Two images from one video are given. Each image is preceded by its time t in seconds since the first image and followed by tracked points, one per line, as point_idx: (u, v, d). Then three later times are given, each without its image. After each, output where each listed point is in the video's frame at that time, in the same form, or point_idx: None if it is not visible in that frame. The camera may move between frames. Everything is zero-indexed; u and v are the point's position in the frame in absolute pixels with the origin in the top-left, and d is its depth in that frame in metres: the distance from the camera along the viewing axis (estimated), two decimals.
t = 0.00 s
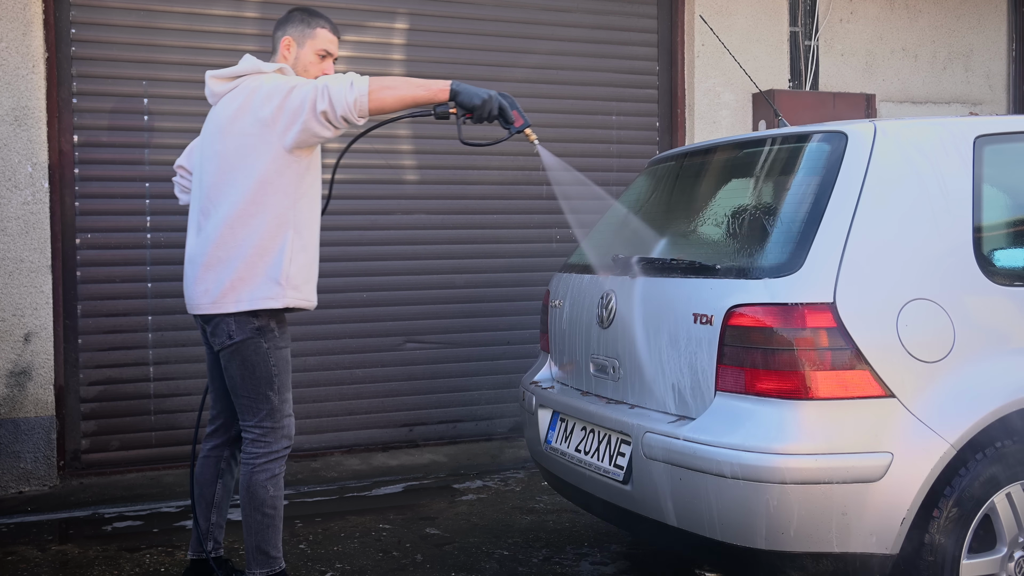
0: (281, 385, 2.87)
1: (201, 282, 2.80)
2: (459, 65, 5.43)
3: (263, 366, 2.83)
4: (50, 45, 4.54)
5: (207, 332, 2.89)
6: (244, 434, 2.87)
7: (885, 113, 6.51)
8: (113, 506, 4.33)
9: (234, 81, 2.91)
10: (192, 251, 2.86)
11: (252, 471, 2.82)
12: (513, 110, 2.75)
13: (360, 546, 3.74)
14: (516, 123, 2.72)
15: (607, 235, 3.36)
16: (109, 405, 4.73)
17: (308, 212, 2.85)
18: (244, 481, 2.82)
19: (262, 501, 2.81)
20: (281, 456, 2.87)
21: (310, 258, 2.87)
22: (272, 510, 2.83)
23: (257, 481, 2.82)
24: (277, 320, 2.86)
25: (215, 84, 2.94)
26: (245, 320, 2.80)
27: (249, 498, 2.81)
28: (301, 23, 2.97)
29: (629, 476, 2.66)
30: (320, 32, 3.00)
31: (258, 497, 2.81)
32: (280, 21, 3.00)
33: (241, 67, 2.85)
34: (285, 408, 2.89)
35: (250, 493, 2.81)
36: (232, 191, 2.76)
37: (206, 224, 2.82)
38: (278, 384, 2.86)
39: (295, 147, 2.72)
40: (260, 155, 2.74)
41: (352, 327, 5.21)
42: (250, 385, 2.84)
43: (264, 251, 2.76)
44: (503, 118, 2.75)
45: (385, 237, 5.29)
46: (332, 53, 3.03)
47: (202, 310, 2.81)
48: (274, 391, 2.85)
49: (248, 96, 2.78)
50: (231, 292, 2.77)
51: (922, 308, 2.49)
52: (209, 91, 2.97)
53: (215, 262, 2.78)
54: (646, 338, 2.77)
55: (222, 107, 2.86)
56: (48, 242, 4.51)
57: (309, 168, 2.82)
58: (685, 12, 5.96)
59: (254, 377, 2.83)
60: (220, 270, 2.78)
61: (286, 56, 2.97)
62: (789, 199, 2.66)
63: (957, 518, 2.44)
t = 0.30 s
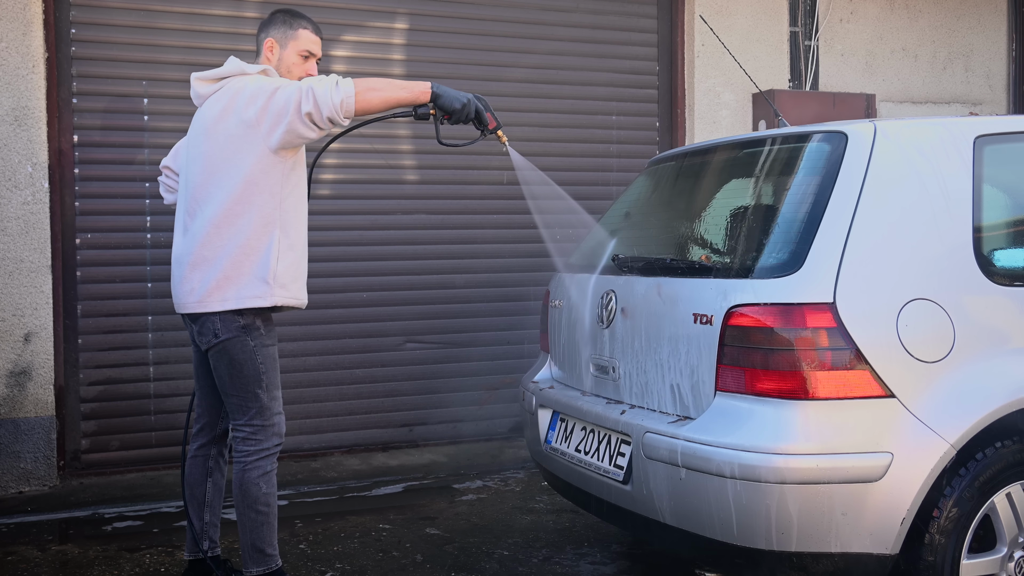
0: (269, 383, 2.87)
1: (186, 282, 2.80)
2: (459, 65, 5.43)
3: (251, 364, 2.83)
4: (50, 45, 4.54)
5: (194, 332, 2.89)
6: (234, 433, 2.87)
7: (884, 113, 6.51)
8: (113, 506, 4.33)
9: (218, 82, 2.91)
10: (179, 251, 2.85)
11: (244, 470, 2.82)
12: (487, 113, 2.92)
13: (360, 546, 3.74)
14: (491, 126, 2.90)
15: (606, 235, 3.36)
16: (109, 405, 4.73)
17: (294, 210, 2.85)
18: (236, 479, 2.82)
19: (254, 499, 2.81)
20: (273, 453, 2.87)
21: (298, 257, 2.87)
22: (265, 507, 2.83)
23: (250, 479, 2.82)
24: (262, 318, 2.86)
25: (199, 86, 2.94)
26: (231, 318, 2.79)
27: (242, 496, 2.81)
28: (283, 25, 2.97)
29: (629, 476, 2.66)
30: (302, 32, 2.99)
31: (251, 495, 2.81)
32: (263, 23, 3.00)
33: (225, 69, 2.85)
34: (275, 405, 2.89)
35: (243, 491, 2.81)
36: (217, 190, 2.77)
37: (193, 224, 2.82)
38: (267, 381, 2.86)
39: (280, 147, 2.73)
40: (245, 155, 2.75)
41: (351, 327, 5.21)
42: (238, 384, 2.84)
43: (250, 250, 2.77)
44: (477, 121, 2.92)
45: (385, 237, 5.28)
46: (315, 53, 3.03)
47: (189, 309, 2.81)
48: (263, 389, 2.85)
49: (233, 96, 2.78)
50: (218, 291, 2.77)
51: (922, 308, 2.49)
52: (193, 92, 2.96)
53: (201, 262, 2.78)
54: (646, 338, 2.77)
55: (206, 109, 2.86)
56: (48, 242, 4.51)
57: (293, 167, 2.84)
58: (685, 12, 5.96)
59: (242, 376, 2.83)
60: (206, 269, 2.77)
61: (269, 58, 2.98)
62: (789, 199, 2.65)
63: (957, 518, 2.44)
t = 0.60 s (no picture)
0: (274, 384, 2.87)
1: (195, 281, 2.81)
2: (459, 65, 5.43)
3: (256, 366, 2.83)
4: (50, 46, 4.54)
5: (200, 332, 2.89)
6: (238, 434, 2.87)
7: (884, 113, 6.51)
8: (113, 506, 4.33)
9: (226, 81, 2.90)
10: (186, 250, 2.86)
11: (246, 471, 2.82)
12: (506, 111, 2.82)
13: (360, 546, 3.74)
14: (509, 123, 2.79)
15: (606, 235, 3.36)
16: (109, 405, 4.73)
17: (301, 211, 2.85)
18: (239, 481, 2.82)
19: (257, 501, 2.81)
20: (275, 455, 2.86)
21: (305, 257, 2.87)
22: (267, 509, 2.83)
23: (252, 480, 2.81)
24: (269, 319, 2.86)
25: (206, 85, 2.94)
26: (238, 319, 2.80)
27: (244, 497, 2.81)
28: (290, 25, 2.97)
29: (629, 476, 2.66)
30: (310, 32, 3.00)
31: (253, 496, 2.81)
32: (270, 23, 3.01)
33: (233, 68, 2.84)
34: (279, 407, 2.89)
35: (245, 493, 2.81)
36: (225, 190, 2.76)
37: (200, 223, 2.81)
38: (272, 383, 2.86)
39: (289, 147, 2.73)
40: (254, 155, 2.74)
41: (352, 326, 5.21)
42: (243, 385, 2.84)
43: (258, 251, 2.77)
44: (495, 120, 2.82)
45: (385, 237, 5.28)
46: (323, 53, 3.03)
47: (195, 309, 2.81)
48: (268, 390, 2.85)
49: (241, 96, 2.78)
50: (224, 291, 2.77)
51: (923, 308, 2.49)
52: (202, 92, 2.96)
53: (208, 261, 2.78)
54: (646, 338, 2.77)
55: (215, 107, 2.86)
56: (48, 242, 4.50)
57: (302, 167, 2.83)
58: (685, 12, 5.96)
59: (247, 377, 2.83)
60: (213, 269, 2.78)
61: (276, 57, 2.98)
62: (789, 199, 2.65)
63: (957, 518, 2.44)
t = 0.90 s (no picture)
0: (283, 386, 2.87)
1: (210, 280, 2.80)
2: (459, 65, 5.43)
3: (265, 367, 2.83)
4: (50, 45, 4.54)
5: (212, 331, 2.89)
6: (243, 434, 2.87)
7: (885, 113, 6.51)
8: (113, 506, 4.33)
9: (245, 78, 2.88)
10: (199, 248, 2.86)
11: (249, 472, 2.82)
12: (533, 102, 2.71)
13: (360, 546, 3.74)
14: (536, 113, 2.67)
15: (606, 235, 3.36)
16: (109, 405, 4.73)
17: (318, 213, 2.85)
18: (242, 482, 2.82)
19: (260, 502, 2.81)
20: (280, 457, 2.87)
21: (320, 259, 2.88)
22: (270, 511, 2.83)
23: (256, 482, 2.82)
24: (282, 321, 2.86)
25: (223, 82, 2.91)
26: (250, 319, 2.80)
27: (248, 498, 2.81)
28: (311, 24, 2.97)
29: (629, 476, 2.66)
30: (331, 32, 3.00)
31: (257, 498, 2.81)
32: (290, 22, 2.99)
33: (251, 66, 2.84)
34: (285, 409, 2.89)
35: (248, 494, 2.81)
36: (244, 189, 2.76)
37: (215, 222, 2.81)
38: (280, 385, 2.86)
39: (309, 147, 2.73)
40: (274, 154, 2.74)
41: (351, 326, 5.21)
42: (252, 386, 2.84)
43: (276, 252, 2.77)
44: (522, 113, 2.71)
45: (385, 237, 5.28)
46: (343, 53, 3.03)
47: (208, 307, 2.81)
48: (276, 392, 2.85)
49: (262, 94, 2.78)
50: (240, 291, 2.77)
51: (923, 308, 2.49)
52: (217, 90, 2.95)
53: (225, 261, 2.78)
54: (645, 338, 2.77)
55: (233, 104, 2.85)
56: (48, 242, 4.50)
57: (320, 168, 2.83)
58: (685, 13, 5.96)
59: (256, 378, 2.84)
60: (229, 269, 2.78)
61: (296, 57, 2.97)
62: (789, 200, 2.66)
63: (958, 518, 2.44)
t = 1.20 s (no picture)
0: (278, 386, 2.87)
1: (207, 281, 2.80)
2: (459, 65, 5.43)
3: (261, 367, 2.83)
4: (50, 45, 4.54)
5: (209, 333, 2.89)
6: (240, 434, 2.88)
7: (885, 113, 6.51)
8: (113, 506, 4.33)
9: (242, 79, 2.90)
10: (196, 248, 2.86)
11: (247, 472, 2.82)
12: (524, 108, 2.68)
13: (360, 546, 3.74)
14: (529, 120, 2.65)
15: (606, 235, 3.36)
16: (109, 405, 4.73)
17: (314, 215, 2.84)
18: (240, 482, 2.82)
19: (259, 502, 2.81)
20: (277, 457, 2.87)
21: (317, 261, 2.86)
22: (268, 511, 2.83)
23: (253, 481, 2.82)
24: (278, 321, 2.86)
25: (222, 83, 2.93)
26: (245, 319, 2.80)
27: (246, 498, 2.82)
28: (312, 26, 2.97)
29: (629, 477, 2.66)
30: (331, 35, 3.00)
31: (254, 497, 2.81)
32: (291, 22, 2.99)
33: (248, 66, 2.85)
34: (282, 408, 2.89)
35: (246, 494, 2.81)
36: (239, 190, 2.76)
37: (211, 222, 2.82)
38: (276, 385, 2.86)
39: (303, 150, 2.73)
40: (269, 156, 2.74)
41: (351, 326, 5.21)
42: (248, 386, 2.84)
43: (272, 253, 2.77)
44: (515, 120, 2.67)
45: (385, 237, 5.28)
46: (343, 57, 3.04)
47: (203, 308, 2.82)
48: (272, 392, 2.85)
49: (259, 95, 2.78)
50: (235, 292, 2.77)
51: (923, 308, 2.49)
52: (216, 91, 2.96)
53: (220, 261, 2.78)
54: (646, 338, 2.77)
55: (230, 105, 2.86)
56: (48, 242, 4.50)
57: (316, 170, 2.82)
58: (685, 12, 5.96)
59: (252, 378, 2.84)
60: (224, 269, 2.78)
61: (296, 57, 2.97)
62: (789, 200, 2.66)
63: (957, 519, 2.44)
